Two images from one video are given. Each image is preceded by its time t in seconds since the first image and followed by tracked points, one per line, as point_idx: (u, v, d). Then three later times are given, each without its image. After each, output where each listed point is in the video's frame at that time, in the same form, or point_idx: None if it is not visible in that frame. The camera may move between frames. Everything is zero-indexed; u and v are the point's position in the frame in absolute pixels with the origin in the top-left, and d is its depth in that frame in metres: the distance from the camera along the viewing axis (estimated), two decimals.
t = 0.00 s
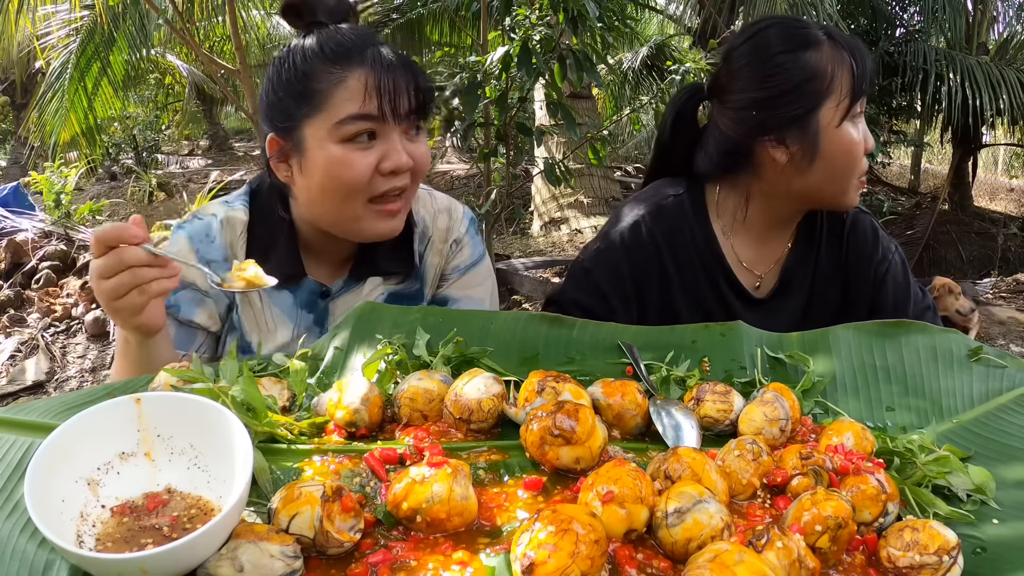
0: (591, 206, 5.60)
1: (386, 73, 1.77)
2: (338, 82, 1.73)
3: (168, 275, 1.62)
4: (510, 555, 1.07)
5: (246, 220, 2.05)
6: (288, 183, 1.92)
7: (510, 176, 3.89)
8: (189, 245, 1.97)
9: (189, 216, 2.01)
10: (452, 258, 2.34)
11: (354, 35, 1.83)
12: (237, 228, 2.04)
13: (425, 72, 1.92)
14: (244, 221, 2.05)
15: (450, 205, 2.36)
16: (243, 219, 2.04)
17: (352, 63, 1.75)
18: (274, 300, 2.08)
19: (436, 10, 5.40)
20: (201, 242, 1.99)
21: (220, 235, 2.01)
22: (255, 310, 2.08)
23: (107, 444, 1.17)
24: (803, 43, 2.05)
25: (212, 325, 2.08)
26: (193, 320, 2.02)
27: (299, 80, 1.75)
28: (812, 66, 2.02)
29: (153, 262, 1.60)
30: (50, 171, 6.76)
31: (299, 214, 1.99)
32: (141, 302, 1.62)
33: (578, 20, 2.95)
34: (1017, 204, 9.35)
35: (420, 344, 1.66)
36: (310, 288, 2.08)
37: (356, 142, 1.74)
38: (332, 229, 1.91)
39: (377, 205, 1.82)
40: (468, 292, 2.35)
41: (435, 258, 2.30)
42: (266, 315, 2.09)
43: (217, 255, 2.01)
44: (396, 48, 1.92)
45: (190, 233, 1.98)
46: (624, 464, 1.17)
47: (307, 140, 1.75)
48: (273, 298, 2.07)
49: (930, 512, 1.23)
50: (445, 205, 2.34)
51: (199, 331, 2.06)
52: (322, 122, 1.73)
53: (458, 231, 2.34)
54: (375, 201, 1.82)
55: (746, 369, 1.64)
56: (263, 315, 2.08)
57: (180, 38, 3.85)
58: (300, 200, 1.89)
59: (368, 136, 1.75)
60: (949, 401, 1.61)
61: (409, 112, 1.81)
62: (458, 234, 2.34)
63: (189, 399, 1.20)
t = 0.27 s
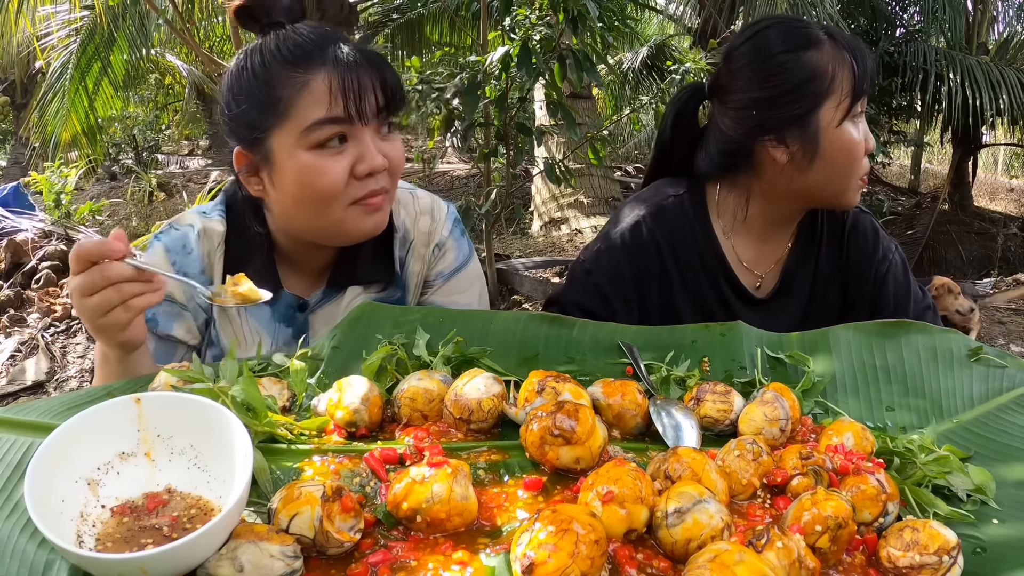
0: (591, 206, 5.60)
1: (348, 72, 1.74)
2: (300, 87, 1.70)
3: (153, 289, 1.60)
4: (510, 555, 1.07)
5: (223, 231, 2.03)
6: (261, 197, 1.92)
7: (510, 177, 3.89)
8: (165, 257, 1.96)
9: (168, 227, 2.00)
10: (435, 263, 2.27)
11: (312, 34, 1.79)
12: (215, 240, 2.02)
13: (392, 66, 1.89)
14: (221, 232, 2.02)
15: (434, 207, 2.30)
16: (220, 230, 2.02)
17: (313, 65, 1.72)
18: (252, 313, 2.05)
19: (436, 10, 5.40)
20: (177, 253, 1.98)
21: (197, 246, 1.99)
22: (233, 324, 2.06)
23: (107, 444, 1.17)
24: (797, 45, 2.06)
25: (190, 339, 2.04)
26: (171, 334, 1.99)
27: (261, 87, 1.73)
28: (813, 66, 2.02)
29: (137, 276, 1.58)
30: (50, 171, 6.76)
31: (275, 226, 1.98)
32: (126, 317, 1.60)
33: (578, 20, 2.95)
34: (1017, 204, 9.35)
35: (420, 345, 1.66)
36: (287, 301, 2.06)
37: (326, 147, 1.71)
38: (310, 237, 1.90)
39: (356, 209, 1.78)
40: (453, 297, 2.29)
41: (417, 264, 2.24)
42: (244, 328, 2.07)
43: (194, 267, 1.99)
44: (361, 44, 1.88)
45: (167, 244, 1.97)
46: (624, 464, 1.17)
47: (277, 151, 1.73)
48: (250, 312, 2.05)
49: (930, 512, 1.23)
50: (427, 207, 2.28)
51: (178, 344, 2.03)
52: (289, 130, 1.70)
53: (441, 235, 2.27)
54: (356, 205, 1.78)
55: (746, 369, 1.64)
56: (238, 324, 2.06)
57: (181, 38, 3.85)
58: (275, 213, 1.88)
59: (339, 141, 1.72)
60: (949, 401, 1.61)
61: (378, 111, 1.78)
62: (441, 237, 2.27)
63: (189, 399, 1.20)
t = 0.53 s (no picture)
0: (591, 206, 5.60)
1: (327, 72, 1.73)
2: (279, 91, 1.69)
3: (137, 294, 1.60)
4: (510, 555, 1.07)
5: (210, 238, 2.03)
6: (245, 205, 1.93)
7: (510, 177, 3.89)
8: (153, 265, 1.98)
9: (155, 236, 2.01)
10: (426, 270, 2.26)
11: (286, 34, 1.78)
12: (201, 247, 2.03)
13: (372, 64, 1.88)
14: (208, 240, 2.03)
15: (424, 211, 2.28)
16: (207, 238, 2.03)
17: (290, 67, 1.71)
18: (240, 322, 2.06)
19: (436, 10, 5.40)
20: (165, 262, 1.99)
21: (184, 255, 2.00)
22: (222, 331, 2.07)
23: (107, 444, 1.17)
24: (787, 47, 2.06)
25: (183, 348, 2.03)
26: (164, 342, 1.96)
27: (239, 93, 1.73)
28: (812, 65, 2.03)
29: (121, 281, 1.57)
30: (50, 170, 6.76)
31: (262, 235, 1.99)
32: (108, 323, 1.59)
33: (578, 20, 2.95)
34: (1017, 204, 9.35)
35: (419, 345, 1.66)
36: (276, 311, 2.05)
37: (309, 151, 1.71)
38: (296, 243, 1.90)
39: (343, 212, 1.79)
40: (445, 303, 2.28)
41: (408, 269, 2.23)
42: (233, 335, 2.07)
43: (181, 274, 2.00)
44: (339, 43, 1.87)
45: (154, 253, 1.99)
46: (624, 464, 1.17)
47: (259, 157, 1.73)
48: (239, 320, 2.05)
49: (930, 512, 1.23)
50: (418, 211, 2.26)
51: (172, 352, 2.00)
52: (271, 135, 1.70)
53: (431, 240, 2.25)
54: (343, 208, 1.78)
55: (746, 369, 1.64)
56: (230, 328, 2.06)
57: (181, 37, 3.84)
58: (260, 220, 1.89)
59: (321, 143, 1.72)
60: (949, 401, 1.61)
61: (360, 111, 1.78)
62: (432, 242, 2.26)
63: (189, 399, 1.20)
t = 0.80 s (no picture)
0: (591, 206, 5.60)
1: (318, 73, 1.73)
2: (272, 93, 1.69)
3: (135, 294, 1.60)
4: (510, 555, 1.07)
5: (209, 240, 2.03)
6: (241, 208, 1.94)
7: (510, 177, 3.89)
8: (152, 266, 1.98)
9: (155, 237, 2.02)
10: (427, 269, 2.25)
11: (279, 36, 1.78)
12: (200, 249, 2.03)
13: (365, 64, 1.87)
14: (207, 241, 2.03)
15: (424, 210, 2.28)
16: (206, 239, 2.03)
17: (282, 69, 1.71)
18: (240, 322, 2.05)
19: (436, 10, 5.40)
20: (164, 263, 1.99)
21: (183, 256, 2.01)
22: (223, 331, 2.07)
23: (107, 444, 1.17)
24: (782, 49, 2.07)
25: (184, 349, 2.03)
26: (163, 344, 1.97)
27: (232, 96, 1.73)
28: (810, 65, 2.03)
29: (120, 281, 1.57)
30: (50, 170, 6.75)
31: (260, 237, 1.99)
32: (106, 323, 1.58)
33: (578, 21, 2.95)
34: (1017, 203, 9.35)
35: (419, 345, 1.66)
36: (276, 313, 2.05)
37: (303, 153, 1.71)
38: (295, 245, 1.90)
39: (341, 213, 1.78)
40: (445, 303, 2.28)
41: (408, 269, 2.23)
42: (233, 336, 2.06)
43: (181, 276, 2.00)
44: (332, 44, 1.87)
45: (154, 254, 1.99)
46: (624, 464, 1.17)
47: (254, 161, 1.73)
48: (238, 320, 2.05)
49: (930, 512, 1.23)
50: (417, 211, 2.26)
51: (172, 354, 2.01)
52: (265, 138, 1.70)
53: (431, 239, 2.25)
54: (339, 209, 1.78)
55: (746, 369, 1.64)
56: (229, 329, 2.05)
57: (181, 37, 3.84)
58: (258, 223, 1.89)
59: (315, 145, 1.72)
60: (949, 401, 1.61)
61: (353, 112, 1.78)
62: (432, 242, 2.26)
63: (189, 399, 1.20)
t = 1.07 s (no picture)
0: (591, 206, 5.60)
1: (317, 72, 1.73)
2: (271, 91, 1.70)
3: (135, 291, 1.60)
4: (510, 555, 1.07)
5: (209, 238, 2.03)
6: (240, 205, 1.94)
7: (510, 177, 3.89)
8: (154, 265, 1.98)
9: (155, 236, 2.02)
10: (429, 267, 2.25)
11: (279, 36, 1.79)
12: (201, 247, 2.03)
13: (364, 64, 1.87)
14: (207, 239, 2.03)
15: (425, 208, 2.28)
16: (207, 237, 2.03)
17: (282, 67, 1.72)
18: (241, 319, 2.04)
19: (436, 11, 5.41)
20: (164, 261, 1.99)
21: (184, 254, 2.01)
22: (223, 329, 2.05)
23: (107, 444, 1.17)
24: (782, 49, 2.07)
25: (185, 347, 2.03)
26: (165, 342, 1.97)
27: (232, 94, 1.74)
28: (811, 65, 2.03)
29: (120, 277, 1.58)
30: (50, 171, 6.75)
31: (261, 235, 1.99)
32: (105, 319, 1.58)
33: (578, 21, 2.95)
34: (1017, 203, 9.36)
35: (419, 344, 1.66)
36: (276, 309, 2.05)
37: (301, 150, 1.71)
38: (294, 244, 1.90)
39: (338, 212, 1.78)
40: (446, 302, 2.28)
41: (409, 268, 2.22)
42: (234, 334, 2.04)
43: (181, 274, 2.00)
44: (332, 44, 1.87)
45: (154, 254, 1.99)
46: (624, 464, 1.17)
47: (253, 158, 1.73)
48: (239, 317, 2.03)
49: (931, 512, 1.23)
50: (418, 210, 2.26)
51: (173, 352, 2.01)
52: (264, 136, 1.70)
53: (432, 238, 2.25)
54: (337, 206, 1.76)
55: (746, 369, 1.64)
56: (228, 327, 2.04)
57: (181, 38, 3.84)
58: (257, 221, 1.89)
59: (313, 143, 1.72)
60: (949, 401, 1.61)
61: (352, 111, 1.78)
62: (433, 241, 2.25)
63: (189, 398, 1.20)
